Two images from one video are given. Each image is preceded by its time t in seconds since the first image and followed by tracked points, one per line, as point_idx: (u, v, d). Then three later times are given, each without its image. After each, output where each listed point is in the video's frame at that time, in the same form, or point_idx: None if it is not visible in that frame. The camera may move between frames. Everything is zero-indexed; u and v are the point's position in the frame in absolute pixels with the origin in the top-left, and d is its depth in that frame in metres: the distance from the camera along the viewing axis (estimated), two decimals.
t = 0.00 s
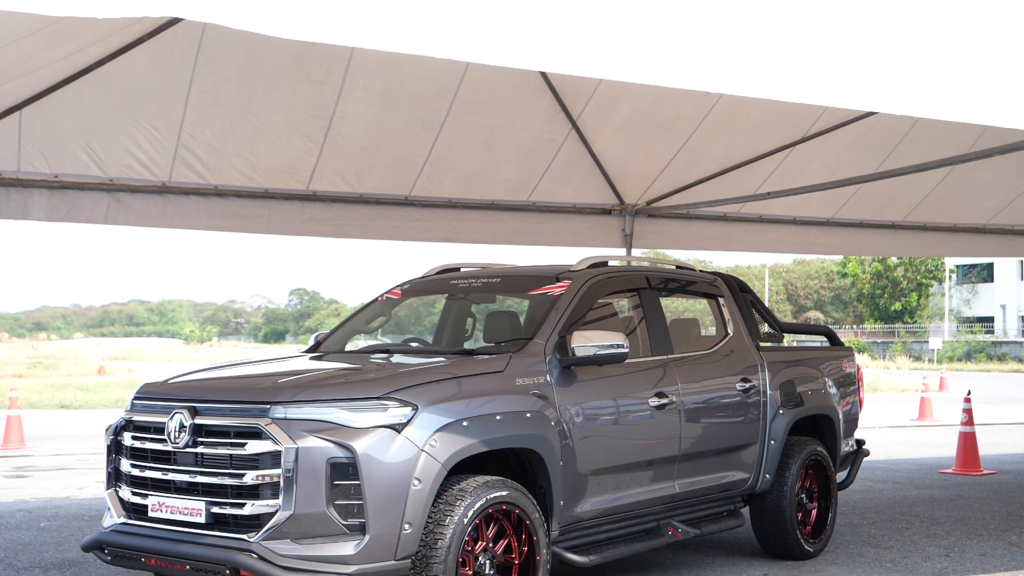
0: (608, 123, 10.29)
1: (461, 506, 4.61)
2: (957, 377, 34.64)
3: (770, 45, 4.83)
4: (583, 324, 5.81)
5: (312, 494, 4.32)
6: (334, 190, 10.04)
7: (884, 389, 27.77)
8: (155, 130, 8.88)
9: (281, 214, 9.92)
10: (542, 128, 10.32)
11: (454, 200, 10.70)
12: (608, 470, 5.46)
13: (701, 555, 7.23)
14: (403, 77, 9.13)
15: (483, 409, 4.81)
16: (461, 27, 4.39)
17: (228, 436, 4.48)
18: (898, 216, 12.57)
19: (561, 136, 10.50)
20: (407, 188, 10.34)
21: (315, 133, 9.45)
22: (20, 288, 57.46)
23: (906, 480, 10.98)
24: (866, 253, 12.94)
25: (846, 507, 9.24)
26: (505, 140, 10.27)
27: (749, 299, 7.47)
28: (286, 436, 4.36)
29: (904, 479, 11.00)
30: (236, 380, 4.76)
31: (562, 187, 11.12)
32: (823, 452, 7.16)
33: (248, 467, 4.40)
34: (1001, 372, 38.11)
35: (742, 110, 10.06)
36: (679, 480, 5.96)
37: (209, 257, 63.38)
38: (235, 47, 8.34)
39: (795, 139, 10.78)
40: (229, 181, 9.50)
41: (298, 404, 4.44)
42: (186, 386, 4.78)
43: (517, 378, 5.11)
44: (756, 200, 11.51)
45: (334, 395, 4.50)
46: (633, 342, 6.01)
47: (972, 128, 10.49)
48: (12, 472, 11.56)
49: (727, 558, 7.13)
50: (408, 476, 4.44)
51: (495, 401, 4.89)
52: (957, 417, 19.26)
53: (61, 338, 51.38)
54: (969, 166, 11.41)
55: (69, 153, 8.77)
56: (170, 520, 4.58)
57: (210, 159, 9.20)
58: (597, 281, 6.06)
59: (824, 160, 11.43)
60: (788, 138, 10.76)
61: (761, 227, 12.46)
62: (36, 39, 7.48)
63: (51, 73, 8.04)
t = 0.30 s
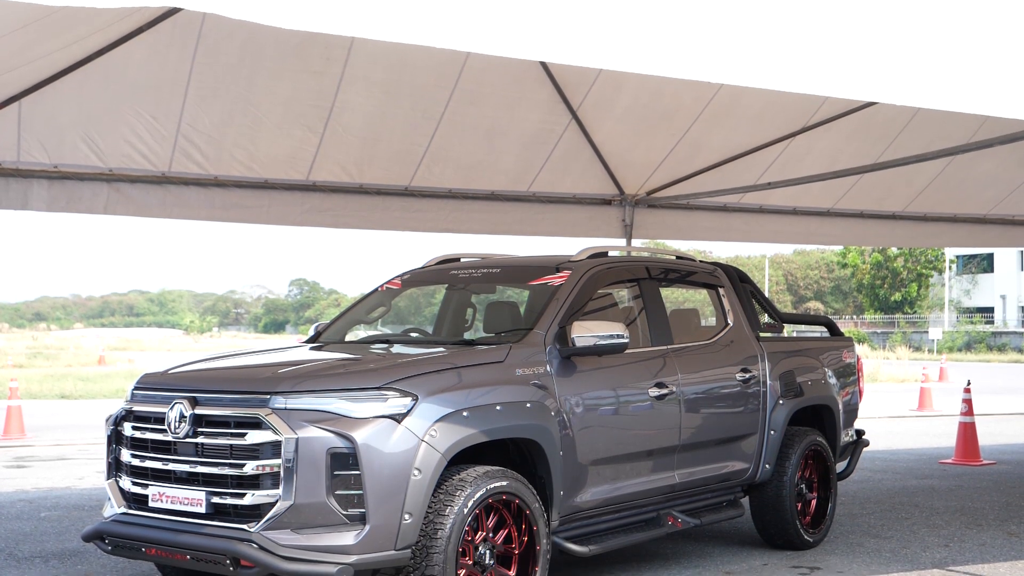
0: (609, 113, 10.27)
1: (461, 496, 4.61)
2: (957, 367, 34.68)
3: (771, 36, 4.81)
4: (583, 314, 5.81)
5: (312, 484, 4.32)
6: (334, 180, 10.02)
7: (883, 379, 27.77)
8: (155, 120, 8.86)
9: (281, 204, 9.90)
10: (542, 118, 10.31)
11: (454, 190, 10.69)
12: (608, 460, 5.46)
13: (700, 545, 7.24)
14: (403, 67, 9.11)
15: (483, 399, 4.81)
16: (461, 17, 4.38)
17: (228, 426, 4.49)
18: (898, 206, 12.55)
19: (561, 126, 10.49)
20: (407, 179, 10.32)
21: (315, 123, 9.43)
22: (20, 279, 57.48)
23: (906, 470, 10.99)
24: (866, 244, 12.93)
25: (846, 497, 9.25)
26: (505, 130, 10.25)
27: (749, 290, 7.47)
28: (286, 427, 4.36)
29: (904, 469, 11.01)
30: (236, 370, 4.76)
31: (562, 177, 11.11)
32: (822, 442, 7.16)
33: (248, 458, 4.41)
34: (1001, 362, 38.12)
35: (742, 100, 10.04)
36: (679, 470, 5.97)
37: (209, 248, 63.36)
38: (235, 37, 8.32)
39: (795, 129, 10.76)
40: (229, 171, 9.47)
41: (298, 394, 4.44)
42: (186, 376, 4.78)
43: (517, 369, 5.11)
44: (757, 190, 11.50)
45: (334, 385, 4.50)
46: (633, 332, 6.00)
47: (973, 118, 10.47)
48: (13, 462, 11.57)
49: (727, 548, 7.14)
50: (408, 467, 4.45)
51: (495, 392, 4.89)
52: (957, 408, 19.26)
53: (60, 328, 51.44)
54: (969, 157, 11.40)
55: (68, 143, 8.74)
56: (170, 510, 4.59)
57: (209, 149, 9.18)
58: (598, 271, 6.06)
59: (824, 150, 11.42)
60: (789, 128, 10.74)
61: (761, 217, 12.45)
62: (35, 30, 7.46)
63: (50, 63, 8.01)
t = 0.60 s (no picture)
0: (608, 104, 10.26)
1: (461, 487, 4.61)
2: (956, 358, 34.69)
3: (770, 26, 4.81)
4: (583, 306, 5.81)
5: (312, 476, 4.33)
6: (335, 171, 10.00)
7: (884, 370, 27.77)
8: (154, 111, 8.84)
9: (281, 195, 9.88)
10: (541, 109, 10.29)
11: (454, 181, 10.67)
12: (607, 451, 5.47)
13: (700, 535, 7.25)
14: (402, 58, 9.10)
15: (483, 390, 4.81)
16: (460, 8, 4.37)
17: (228, 417, 4.49)
18: (898, 197, 12.54)
19: (561, 116, 10.47)
20: (407, 170, 10.31)
21: (314, 114, 9.42)
22: (20, 269, 57.50)
23: (906, 461, 11.00)
24: (866, 235, 12.92)
25: (846, 488, 9.25)
26: (505, 121, 10.24)
27: (749, 281, 7.47)
28: (286, 417, 4.36)
29: (903, 460, 11.02)
30: (236, 361, 4.76)
31: (562, 168, 11.10)
32: (822, 433, 7.17)
33: (248, 449, 4.41)
34: (1001, 354, 38.11)
35: (742, 91, 10.03)
36: (678, 461, 5.97)
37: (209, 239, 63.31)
38: (234, 26, 8.31)
39: (795, 120, 10.74)
40: (228, 162, 9.45)
41: (298, 385, 4.44)
42: (186, 367, 4.78)
43: (517, 360, 5.11)
44: (757, 181, 11.48)
45: (334, 376, 4.50)
46: (633, 323, 6.00)
47: (973, 109, 10.45)
48: (13, 453, 11.58)
49: (726, 539, 7.15)
50: (408, 458, 4.45)
51: (495, 383, 4.90)
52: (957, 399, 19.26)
53: (60, 319, 51.48)
54: (969, 148, 11.38)
55: (68, 134, 8.70)
56: (170, 501, 4.59)
57: (209, 140, 9.16)
58: (598, 262, 6.05)
59: (824, 141, 11.40)
60: (788, 119, 10.73)
61: (761, 208, 12.44)
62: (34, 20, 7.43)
63: (50, 54, 7.99)
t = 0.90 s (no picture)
0: (608, 95, 10.24)
1: (461, 477, 4.62)
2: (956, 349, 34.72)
3: (769, 18, 4.81)
4: (583, 297, 5.81)
5: (312, 466, 4.33)
6: (335, 162, 9.98)
7: (884, 361, 27.79)
8: (153, 102, 8.81)
9: (281, 186, 9.86)
10: (541, 99, 10.27)
11: (454, 173, 10.66)
12: (607, 442, 5.47)
13: (699, 526, 7.26)
14: (401, 48, 9.08)
15: (483, 381, 4.81)
16: None
17: (228, 408, 4.49)
18: (898, 188, 12.52)
19: (561, 107, 10.46)
20: (407, 161, 10.29)
21: (313, 104, 9.41)
22: (20, 260, 57.48)
23: (905, 452, 11.01)
24: (866, 226, 12.91)
25: (845, 479, 9.27)
26: (505, 112, 10.22)
27: (749, 272, 7.47)
28: (286, 408, 4.37)
29: (903, 452, 11.03)
30: (235, 352, 4.76)
31: (562, 159, 11.08)
32: (821, 424, 7.17)
33: (248, 440, 4.42)
34: (1001, 345, 38.11)
35: (742, 81, 10.01)
36: (678, 452, 5.98)
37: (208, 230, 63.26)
38: (233, 16, 8.29)
39: (795, 111, 10.73)
40: (228, 154, 9.40)
41: (298, 375, 4.44)
42: (186, 359, 4.78)
43: (517, 351, 5.12)
44: (756, 172, 11.47)
45: (334, 367, 4.50)
46: (632, 314, 6.00)
47: (973, 100, 10.44)
48: (13, 445, 11.58)
49: (726, 530, 7.17)
50: (408, 449, 4.45)
51: (495, 374, 4.90)
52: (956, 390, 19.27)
53: (60, 310, 51.50)
54: (969, 139, 11.37)
55: (66, 125, 8.66)
56: (170, 492, 4.60)
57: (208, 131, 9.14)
58: (598, 253, 6.05)
59: (824, 132, 11.38)
60: (788, 110, 10.71)
61: (760, 199, 12.43)
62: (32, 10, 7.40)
63: (48, 44, 7.97)
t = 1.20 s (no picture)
0: (607, 86, 10.23)
1: (461, 468, 4.62)
2: (955, 341, 34.75)
3: (769, 9, 4.80)
4: (582, 288, 5.81)
5: (312, 457, 4.33)
6: (334, 153, 9.96)
7: (884, 353, 27.82)
8: (153, 92, 8.79)
9: (280, 177, 9.84)
10: (540, 90, 10.25)
11: (453, 164, 10.64)
12: (606, 433, 5.47)
13: (699, 517, 7.27)
14: (401, 38, 9.05)
15: (483, 372, 4.81)
16: None
17: (228, 399, 4.49)
18: (898, 180, 12.51)
19: (561, 98, 10.44)
20: (406, 152, 10.28)
21: (313, 95, 9.39)
22: (19, 251, 57.49)
23: (904, 443, 11.02)
24: (866, 218, 12.89)
25: (844, 470, 9.28)
26: (504, 103, 10.21)
27: (748, 263, 7.47)
28: (286, 399, 4.37)
29: (902, 443, 11.04)
30: (235, 343, 4.76)
31: (562, 151, 11.07)
32: (820, 415, 7.18)
33: (248, 431, 4.42)
34: (1000, 336, 38.14)
35: (742, 72, 10.00)
36: (677, 444, 5.99)
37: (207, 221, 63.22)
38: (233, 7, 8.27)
39: (795, 103, 10.71)
40: (228, 144, 9.38)
41: (297, 367, 4.44)
42: (185, 350, 4.78)
43: (516, 342, 5.12)
44: (756, 163, 11.45)
45: (333, 358, 4.49)
46: (632, 305, 6.00)
47: (972, 91, 10.42)
48: (13, 435, 11.59)
49: (725, 521, 7.18)
50: (408, 440, 4.45)
51: (494, 365, 4.90)
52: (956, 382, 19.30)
53: (59, 302, 51.59)
54: (969, 130, 11.36)
55: (66, 116, 8.63)
56: (170, 483, 4.60)
57: (207, 122, 9.11)
58: (597, 245, 6.05)
59: (824, 124, 11.36)
60: (787, 102, 10.69)
61: (760, 190, 12.41)
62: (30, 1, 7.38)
63: (47, 35, 7.94)
